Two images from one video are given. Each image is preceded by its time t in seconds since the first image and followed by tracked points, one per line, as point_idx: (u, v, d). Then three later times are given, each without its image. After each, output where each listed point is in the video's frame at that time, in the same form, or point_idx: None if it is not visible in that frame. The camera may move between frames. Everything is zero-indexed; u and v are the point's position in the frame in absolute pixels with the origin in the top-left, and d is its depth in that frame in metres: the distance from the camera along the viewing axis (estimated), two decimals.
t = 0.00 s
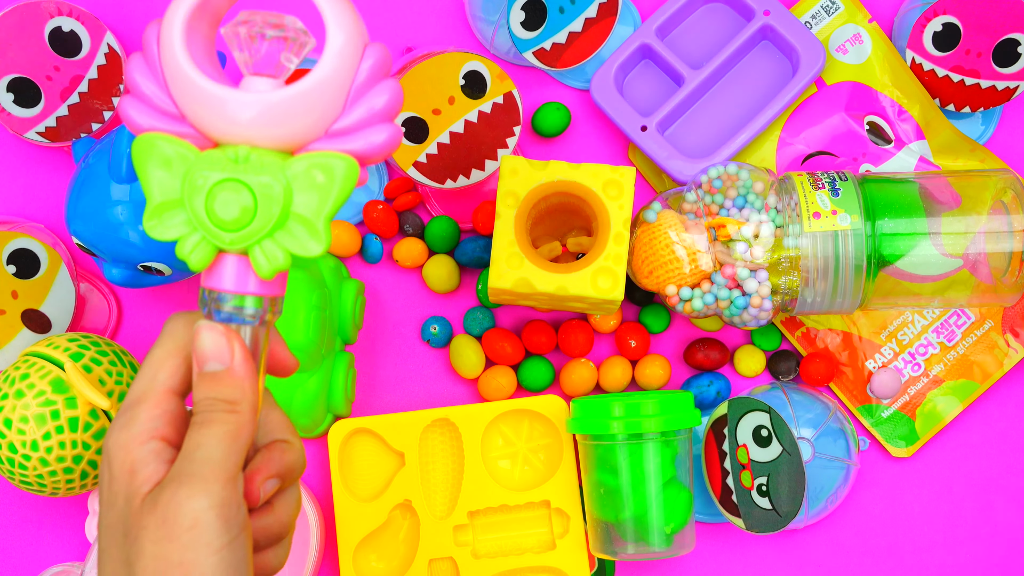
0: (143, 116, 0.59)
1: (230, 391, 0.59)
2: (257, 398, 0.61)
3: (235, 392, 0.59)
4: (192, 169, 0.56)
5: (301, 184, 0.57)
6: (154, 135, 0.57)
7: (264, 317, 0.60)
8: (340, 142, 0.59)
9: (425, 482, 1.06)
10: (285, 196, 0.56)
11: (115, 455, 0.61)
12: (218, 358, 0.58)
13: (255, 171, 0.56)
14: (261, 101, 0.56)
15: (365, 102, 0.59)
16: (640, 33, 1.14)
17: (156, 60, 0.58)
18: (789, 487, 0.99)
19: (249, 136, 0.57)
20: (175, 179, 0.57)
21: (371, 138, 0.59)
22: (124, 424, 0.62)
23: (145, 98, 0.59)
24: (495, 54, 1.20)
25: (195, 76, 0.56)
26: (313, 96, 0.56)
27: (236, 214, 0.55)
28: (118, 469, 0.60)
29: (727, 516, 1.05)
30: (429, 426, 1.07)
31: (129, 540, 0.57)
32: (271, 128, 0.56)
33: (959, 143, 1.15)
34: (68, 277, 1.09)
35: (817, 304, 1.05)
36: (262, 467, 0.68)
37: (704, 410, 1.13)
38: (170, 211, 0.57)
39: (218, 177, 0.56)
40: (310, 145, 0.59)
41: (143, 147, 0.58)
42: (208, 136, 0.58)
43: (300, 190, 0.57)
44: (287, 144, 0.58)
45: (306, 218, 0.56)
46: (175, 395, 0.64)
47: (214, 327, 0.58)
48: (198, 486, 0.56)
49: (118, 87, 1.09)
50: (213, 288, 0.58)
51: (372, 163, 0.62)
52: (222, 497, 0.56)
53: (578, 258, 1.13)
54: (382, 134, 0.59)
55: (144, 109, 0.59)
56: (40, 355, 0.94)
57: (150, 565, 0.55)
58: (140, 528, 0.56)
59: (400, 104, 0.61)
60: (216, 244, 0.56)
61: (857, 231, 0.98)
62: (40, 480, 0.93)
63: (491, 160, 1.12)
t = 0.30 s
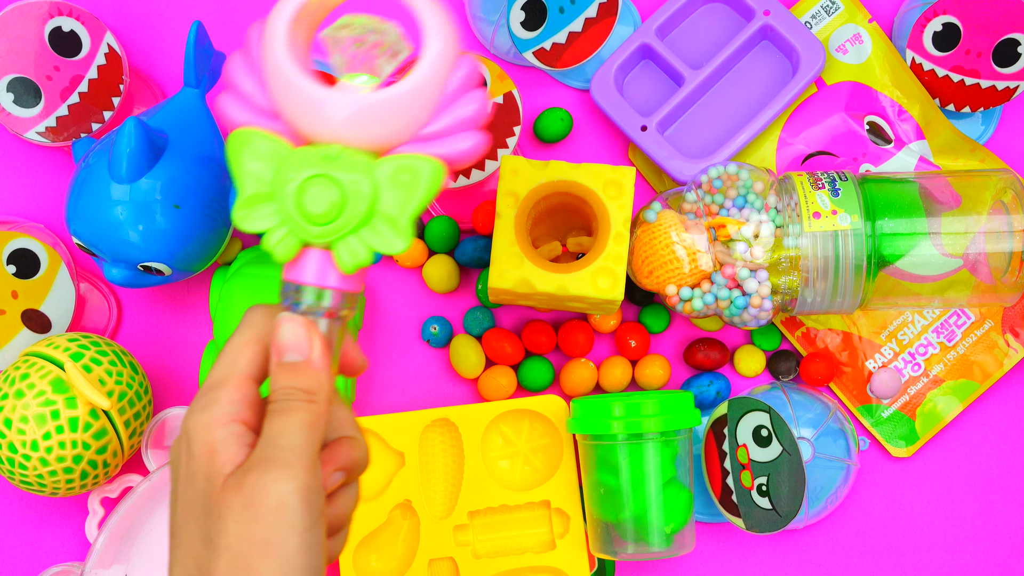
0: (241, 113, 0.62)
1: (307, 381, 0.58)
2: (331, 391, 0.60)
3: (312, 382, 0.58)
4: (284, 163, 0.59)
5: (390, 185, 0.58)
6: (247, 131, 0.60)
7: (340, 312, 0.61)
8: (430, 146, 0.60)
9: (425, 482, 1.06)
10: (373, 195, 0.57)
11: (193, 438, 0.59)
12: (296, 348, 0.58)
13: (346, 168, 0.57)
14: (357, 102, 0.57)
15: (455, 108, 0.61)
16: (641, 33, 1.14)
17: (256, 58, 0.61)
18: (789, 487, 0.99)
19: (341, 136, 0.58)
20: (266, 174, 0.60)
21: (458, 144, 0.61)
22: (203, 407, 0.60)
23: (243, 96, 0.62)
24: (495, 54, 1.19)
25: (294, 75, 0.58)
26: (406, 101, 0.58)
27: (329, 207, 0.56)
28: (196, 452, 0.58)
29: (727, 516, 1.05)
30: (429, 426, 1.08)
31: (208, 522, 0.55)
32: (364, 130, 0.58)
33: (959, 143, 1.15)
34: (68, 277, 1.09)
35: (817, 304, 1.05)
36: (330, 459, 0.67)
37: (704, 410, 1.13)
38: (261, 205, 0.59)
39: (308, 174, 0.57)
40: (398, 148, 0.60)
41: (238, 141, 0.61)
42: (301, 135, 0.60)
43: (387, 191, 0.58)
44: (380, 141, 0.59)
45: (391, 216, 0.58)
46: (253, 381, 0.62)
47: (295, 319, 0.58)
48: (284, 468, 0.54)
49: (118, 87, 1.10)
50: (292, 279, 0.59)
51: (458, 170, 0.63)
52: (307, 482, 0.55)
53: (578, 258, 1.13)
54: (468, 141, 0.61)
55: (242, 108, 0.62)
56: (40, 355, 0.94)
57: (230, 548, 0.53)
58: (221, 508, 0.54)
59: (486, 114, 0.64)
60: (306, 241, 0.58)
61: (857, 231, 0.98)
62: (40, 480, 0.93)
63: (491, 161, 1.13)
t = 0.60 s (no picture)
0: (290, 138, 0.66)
1: (301, 392, 0.63)
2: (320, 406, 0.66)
3: (304, 395, 0.64)
4: (321, 195, 0.63)
5: (418, 233, 0.63)
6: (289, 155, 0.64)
7: (340, 336, 0.67)
8: (460, 207, 0.66)
9: (425, 482, 1.06)
10: (402, 240, 0.63)
11: (179, 425, 0.63)
12: (297, 362, 0.64)
13: (382, 209, 0.62)
14: (406, 153, 0.63)
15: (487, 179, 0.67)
16: (641, 33, 1.14)
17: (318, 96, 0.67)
18: (789, 487, 0.99)
19: (383, 179, 0.64)
20: (301, 195, 0.64)
21: (485, 212, 0.66)
22: (193, 399, 0.64)
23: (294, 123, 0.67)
24: (493, 54, 1.19)
25: (349, 112, 0.63)
26: (453, 158, 0.64)
27: (357, 240, 0.61)
28: (180, 441, 0.62)
29: (727, 516, 1.05)
30: (429, 426, 1.08)
31: (185, 508, 0.59)
32: (404, 179, 0.64)
33: (959, 143, 1.15)
34: (68, 277, 1.09)
35: (817, 304, 1.05)
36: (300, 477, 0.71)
37: (704, 410, 1.13)
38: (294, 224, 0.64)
39: (342, 208, 0.62)
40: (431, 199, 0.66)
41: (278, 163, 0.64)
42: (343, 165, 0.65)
43: (415, 239, 0.63)
44: (411, 191, 0.65)
45: (414, 262, 0.63)
46: (245, 384, 0.67)
47: (301, 334, 0.64)
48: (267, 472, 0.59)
49: (119, 87, 1.09)
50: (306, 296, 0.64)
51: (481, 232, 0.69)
52: (288, 488, 0.60)
53: (578, 258, 1.13)
54: (494, 211, 0.67)
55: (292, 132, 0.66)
56: (39, 355, 0.94)
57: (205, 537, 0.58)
58: (201, 498, 0.59)
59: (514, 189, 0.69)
60: (329, 268, 0.63)
61: (857, 231, 0.98)
62: (40, 480, 0.93)
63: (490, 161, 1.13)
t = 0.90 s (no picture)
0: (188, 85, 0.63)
1: (255, 368, 0.59)
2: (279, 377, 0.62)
3: (260, 370, 0.60)
4: (225, 155, 0.60)
5: (335, 164, 0.60)
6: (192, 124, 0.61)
7: (288, 300, 0.63)
8: (368, 133, 0.64)
9: (425, 482, 1.06)
10: (313, 182, 0.60)
11: (141, 424, 0.61)
12: (246, 336, 0.60)
13: (286, 158, 0.60)
14: (297, 97, 0.60)
15: (393, 92, 0.64)
16: (641, 33, 1.14)
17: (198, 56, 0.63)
18: (789, 487, 0.99)
19: (282, 126, 0.61)
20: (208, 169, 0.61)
21: (397, 129, 0.64)
22: (151, 395, 0.62)
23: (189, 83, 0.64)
24: (493, 52, 1.20)
25: (233, 69, 0.60)
26: (342, 84, 0.61)
27: (265, 198, 0.59)
28: (143, 438, 0.60)
29: (727, 516, 1.05)
30: (429, 426, 1.08)
31: (152, 507, 0.57)
32: (295, 122, 0.61)
33: (959, 143, 1.15)
34: (68, 277, 1.09)
35: (817, 304, 1.05)
36: (280, 449, 0.69)
37: (704, 410, 1.13)
38: (203, 195, 0.61)
39: (248, 164, 0.59)
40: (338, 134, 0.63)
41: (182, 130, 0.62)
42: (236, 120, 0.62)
43: (327, 171, 0.60)
44: (317, 133, 0.62)
45: (333, 206, 0.60)
46: (201, 370, 0.65)
47: (244, 309, 0.60)
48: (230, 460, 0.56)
49: (118, 87, 1.10)
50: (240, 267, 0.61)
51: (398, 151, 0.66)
52: (253, 473, 0.57)
53: (578, 258, 1.13)
54: (408, 126, 0.64)
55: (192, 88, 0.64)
56: (40, 355, 0.94)
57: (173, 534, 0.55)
58: (166, 494, 0.56)
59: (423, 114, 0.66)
60: (251, 235, 0.60)
61: (857, 231, 0.98)
62: (40, 480, 0.93)
63: (491, 161, 1.12)
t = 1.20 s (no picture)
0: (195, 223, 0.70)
1: (203, 474, 0.63)
2: (225, 496, 0.65)
3: (208, 478, 0.63)
4: (229, 278, 0.62)
5: (321, 311, 0.64)
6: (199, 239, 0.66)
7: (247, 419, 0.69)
8: (365, 284, 0.66)
9: (425, 482, 1.06)
10: (302, 317, 0.63)
11: (80, 512, 0.61)
12: (196, 445, 0.64)
13: (279, 285, 0.63)
14: (309, 236, 0.62)
15: (389, 254, 0.66)
16: (640, 33, 1.14)
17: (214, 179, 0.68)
18: (789, 487, 0.99)
19: (288, 257, 0.63)
20: (201, 281, 0.63)
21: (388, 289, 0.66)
22: (95, 483, 0.63)
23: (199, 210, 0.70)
24: (493, 51, 1.20)
25: (251, 199, 0.63)
26: (352, 233, 0.61)
27: (256, 316, 0.62)
28: (80, 527, 0.60)
29: (727, 516, 1.05)
30: (430, 426, 1.07)
31: None
32: (302, 257, 0.62)
33: (959, 143, 1.15)
34: (68, 277, 1.09)
35: (817, 304, 1.05)
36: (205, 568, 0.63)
37: (704, 410, 1.13)
38: (190, 305, 0.63)
39: (242, 291, 0.62)
40: (341, 281, 0.64)
41: (186, 248, 0.66)
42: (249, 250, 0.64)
43: (317, 316, 0.64)
44: (318, 272, 0.63)
45: (313, 339, 0.64)
46: (151, 469, 0.65)
47: (205, 420, 0.66)
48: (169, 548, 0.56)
49: (118, 87, 1.09)
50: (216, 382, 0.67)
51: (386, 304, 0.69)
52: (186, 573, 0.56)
53: (578, 258, 1.13)
54: (395, 287, 0.67)
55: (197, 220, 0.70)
56: (40, 355, 0.94)
57: None
58: None
59: (415, 267, 0.70)
60: (230, 349, 0.64)
61: (857, 231, 0.98)
62: (40, 480, 0.93)
63: (491, 160, 1.12)
